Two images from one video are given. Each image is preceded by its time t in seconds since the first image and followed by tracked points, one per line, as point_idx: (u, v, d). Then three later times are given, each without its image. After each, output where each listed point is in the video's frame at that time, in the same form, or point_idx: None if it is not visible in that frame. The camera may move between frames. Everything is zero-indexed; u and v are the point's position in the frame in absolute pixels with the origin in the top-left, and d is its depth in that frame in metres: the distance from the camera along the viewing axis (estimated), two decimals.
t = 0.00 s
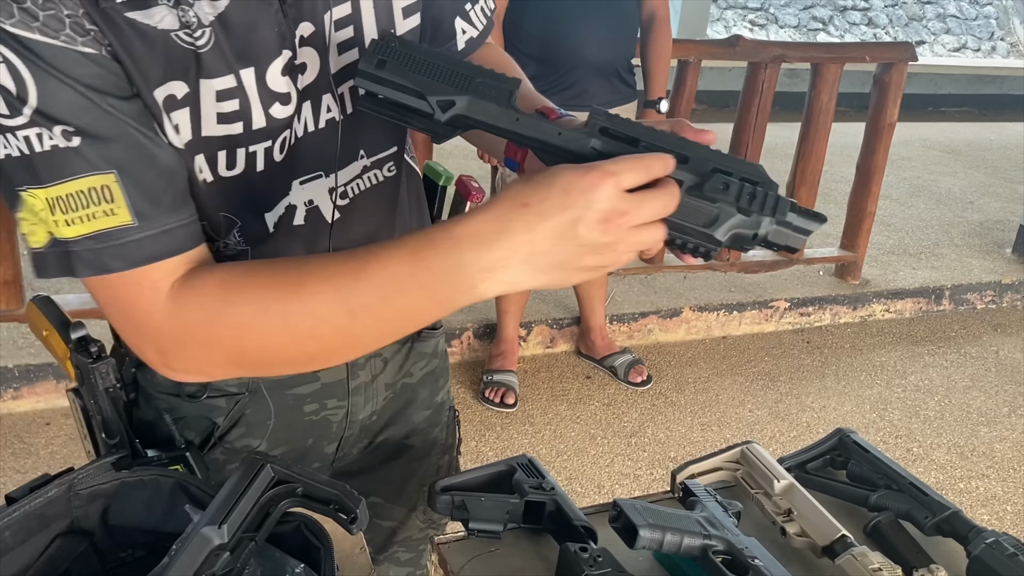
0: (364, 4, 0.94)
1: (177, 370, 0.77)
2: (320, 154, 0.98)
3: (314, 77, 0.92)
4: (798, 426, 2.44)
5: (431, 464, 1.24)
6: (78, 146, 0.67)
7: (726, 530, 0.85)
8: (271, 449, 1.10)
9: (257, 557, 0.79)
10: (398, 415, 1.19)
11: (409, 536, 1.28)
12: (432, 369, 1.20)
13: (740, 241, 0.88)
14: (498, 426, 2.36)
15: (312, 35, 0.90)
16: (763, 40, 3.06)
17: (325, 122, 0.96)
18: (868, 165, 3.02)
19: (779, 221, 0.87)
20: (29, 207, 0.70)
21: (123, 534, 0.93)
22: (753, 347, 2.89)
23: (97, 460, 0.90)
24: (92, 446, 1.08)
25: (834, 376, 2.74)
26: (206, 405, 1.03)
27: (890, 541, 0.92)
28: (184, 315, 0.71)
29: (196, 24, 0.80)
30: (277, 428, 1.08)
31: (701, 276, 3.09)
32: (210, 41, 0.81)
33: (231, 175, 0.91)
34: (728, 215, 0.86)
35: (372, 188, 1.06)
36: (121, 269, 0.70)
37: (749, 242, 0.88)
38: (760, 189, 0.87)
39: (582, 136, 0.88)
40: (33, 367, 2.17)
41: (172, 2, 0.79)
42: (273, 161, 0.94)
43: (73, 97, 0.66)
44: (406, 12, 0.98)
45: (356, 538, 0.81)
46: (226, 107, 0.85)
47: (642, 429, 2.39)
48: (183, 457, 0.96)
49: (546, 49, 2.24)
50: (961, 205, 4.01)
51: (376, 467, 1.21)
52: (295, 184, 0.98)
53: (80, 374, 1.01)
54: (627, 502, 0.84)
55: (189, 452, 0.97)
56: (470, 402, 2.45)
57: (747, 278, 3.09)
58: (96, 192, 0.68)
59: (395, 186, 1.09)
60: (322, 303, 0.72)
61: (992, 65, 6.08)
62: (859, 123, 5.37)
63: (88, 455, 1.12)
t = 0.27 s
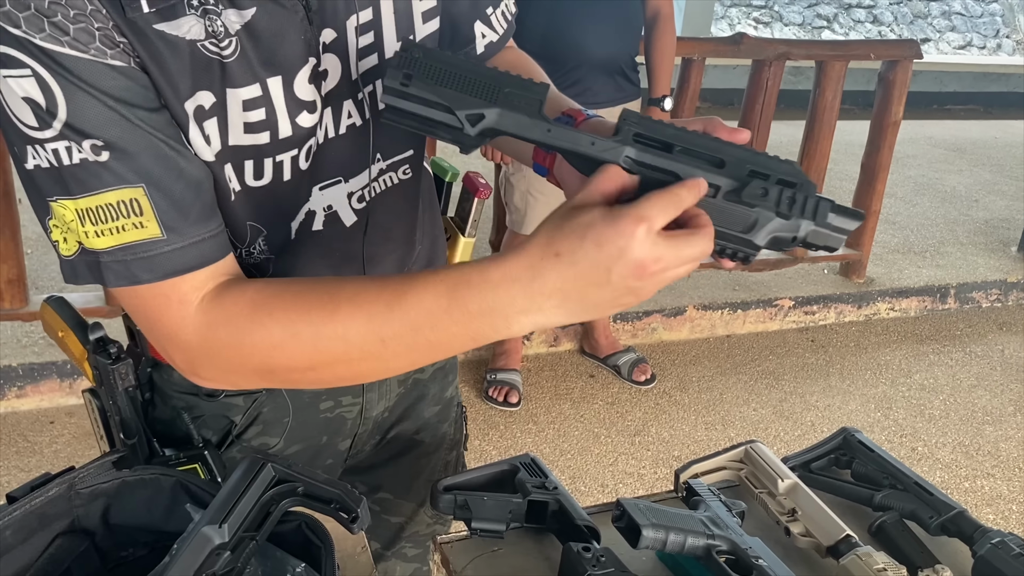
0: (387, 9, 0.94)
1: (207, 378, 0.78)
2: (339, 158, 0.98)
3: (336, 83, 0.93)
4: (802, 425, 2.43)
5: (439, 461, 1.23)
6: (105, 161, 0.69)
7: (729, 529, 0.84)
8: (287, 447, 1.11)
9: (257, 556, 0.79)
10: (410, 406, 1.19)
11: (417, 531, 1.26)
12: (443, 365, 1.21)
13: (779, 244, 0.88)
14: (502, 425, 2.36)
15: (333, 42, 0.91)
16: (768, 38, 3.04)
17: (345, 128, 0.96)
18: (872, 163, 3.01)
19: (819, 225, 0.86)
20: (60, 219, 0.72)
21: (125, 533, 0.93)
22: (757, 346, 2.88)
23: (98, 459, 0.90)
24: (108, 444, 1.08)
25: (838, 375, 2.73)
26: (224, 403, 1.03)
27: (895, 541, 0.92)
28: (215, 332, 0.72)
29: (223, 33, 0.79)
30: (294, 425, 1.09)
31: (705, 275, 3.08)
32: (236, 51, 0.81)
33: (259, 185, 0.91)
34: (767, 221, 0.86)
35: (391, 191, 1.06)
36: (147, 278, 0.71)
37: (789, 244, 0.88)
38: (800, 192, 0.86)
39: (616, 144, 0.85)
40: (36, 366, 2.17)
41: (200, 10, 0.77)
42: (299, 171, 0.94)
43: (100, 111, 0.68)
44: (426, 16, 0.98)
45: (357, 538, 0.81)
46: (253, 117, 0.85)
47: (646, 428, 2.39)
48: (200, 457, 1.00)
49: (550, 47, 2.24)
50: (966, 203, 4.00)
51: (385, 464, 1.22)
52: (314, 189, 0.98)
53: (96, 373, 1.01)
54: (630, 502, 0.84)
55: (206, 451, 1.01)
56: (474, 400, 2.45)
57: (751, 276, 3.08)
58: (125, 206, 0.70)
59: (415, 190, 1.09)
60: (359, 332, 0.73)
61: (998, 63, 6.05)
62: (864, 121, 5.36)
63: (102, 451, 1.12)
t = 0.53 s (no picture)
0: (394, 14, 0.94)
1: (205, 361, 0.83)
2: (348, 165, 0.97)
3: (343, 90, 0.92)
4: (806, 424, 2.43)
5: (445, 461, 1.23)
6: (108, 171, 0.71)
7: (733, 528, 0.84)
8: (292, 447, 1.10)
9: (257, 556, 0.79)
10: (415, 407, 1.19)
11: (422, 531, 1.25)
12: (448, 365, 1.21)
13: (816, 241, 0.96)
14: (505, 424, 2.35)
15: (341, 48, 0.90)
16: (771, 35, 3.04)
17: (355, 136, 0.96)
18: (876, 161, 3.00)
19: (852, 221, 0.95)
20: (49, 218, 0.73)
21: (126, 532, 0.93)
22: (761, 344, 2.88)
23: (100, 458, 0.90)
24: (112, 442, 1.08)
25: (842, 373, 2.72)
26: (228, 402, 1.03)
27: (899, 541, 0.91)
28: (218, 333, 0.77)
29: (224, 40, 0.79)
30: (298, 425, 1.08)
31: (708, 274, 3.06)
32: (239, 57, 0.80)
33: (266, 190, 0.90)
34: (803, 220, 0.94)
35: (401, 200, 1.05)
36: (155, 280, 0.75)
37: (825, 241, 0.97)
38: (833, 190, 0.94)
39: (650, 151, 0.89)
40: (39, 364, 2.17)
41: (202, 17, 0.76)
42: (304, 177, 0.93)
43: (105, 123, 0.70)
44: (438, 23, 0.98)
45: (360, 536, 0.81)
46: (256, 124, 0.84)
47: (649, 427, 2.39)
48: (204, 455, 1.00)
49: (552, 45, 2.23)
50: (970, 201, 3.99)
51: (390, 463, 1.21)
52: (322, 197, 0.97)
53: (100, 371, 1.01)
54: (633, 501, 0.83)
55: (210, 450, 1.01)
56: (477, 399, 2.45)
57: (755, 275, 3.07)
58: (127, 212, 0.73)
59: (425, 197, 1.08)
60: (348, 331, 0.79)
61: (1002, 60, 6.02)
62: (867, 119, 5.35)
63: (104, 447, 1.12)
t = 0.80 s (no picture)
0: (389, 11, 0.93)
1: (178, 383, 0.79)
2: (343, 163, 0.97)
3: (338, 87, 0.93)
4: (808, 422, 2.43)
5: (445, 460, 1.23)
6: (87, 167, 0.69)
7: (735, 527, 0.84)
8: (291, 445, 1.10)
9: (259, 555, 0.78)
10: (415, 407, 1.19)
11: (423, 531, 1.25)
12: (449, 365, 1.20)
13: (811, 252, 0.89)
14: (507, 422, 2.35)
15: (337, 46, 0.90)
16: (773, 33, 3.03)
17: (350, 133, 0.96)
18: (878, 160, 2.99)
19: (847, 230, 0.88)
20: (40, 216, 0.72)
21: (127, 532, 0.93)
22: (763, 343, 2.87)
23: (101, 457, 0.91)
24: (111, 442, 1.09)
25: (844, 371, 2.72)
26: (227, 402, 1.03)
27: (902, 540, 0.91)
28: (190, 341, 0.74)
29: (216, 37, 0.79)
30: (297, 425, 1.09)
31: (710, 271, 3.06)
32: (231, 54, 0.80)
33: (257, 189, 0.91)
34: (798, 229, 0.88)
35: (392, 196, 1.04)
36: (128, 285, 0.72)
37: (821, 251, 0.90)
38: (828, 199, 0.88)
39: (634, 162, 0.85)
40: (41, 363, 2.17)
41: (193, 14, 0.77)
42: (297, 175, 0.93)
43: (85, 116, 0.67)
44: (434, 21, 0.98)
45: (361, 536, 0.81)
46: (247, 121, 0.85)
47: (651, 425, 2.38)
48: (202, 454, 1.00)
49: (553, 43, 2.23)
50: (973, 199, 3.99)
51: (391, 463, 1.21)
52: (318, 195, 0.97)
53: (99, 370, 1.02)
54: (635, 500, 0.83)
55: (209, 449, 1.01)
56: (478, 397, 2.45)
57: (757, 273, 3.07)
58: (101, 211, 0.70)
59: (419, 194, 1.07)
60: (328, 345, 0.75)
61: (1004, 58, 5.99)
62: (869, 116, 5.34)
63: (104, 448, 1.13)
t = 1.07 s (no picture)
0: (384, 6, 0.96)
1: (123, 383, 0.69)
2: (327, 156, 1.00)
3: (329, 80, 0.95)
4: (809, 421, 2.42)
5: (445, 461, 1.22)
6: (52, 109, 0.64)
7: (735, 527, 0.83)
8: (286, 446, 1.11)
9: (257, 556, 0.78)
10: (413, 407, 1.19)
11: (421, 532, 1.25)
12: (447, 365, 1.20)
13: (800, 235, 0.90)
14: (507, 421, 2.35)
15: (328, 38, 0.92)
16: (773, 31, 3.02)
17: (338, 125, 0.99)
18: (879, 158, 2.99)
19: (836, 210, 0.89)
20: None
21: (125, 532, 0.92)
22: (764, 341, 2.87)
23: (98, 458, 0.90)
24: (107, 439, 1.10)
25: (845, 370, 2.71)
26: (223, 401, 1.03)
27: (904, 539, 0.91)
28: (151, 305, 0.65)
29: (209, 19, 0.83)
30: (293, 424, 1.09)
31: (711, 270, 3.06)
32: (221, 37, 0.84)
33: (231, 175, 0.94)
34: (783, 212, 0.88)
35: (380, 190, 1.07)
36: (85, 240, 0.65)
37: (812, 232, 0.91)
38: (812, 179, 0.88)
39: (611, 158, 0.87)
40: (41, 362, 2.17)
41: None
42: (273, 160, 0.96)
43: (51, 56, 0.64)
44: (428, 16, 1.00)
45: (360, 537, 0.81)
46: (229, 103, 0.88)
47: (651, 424, 2.38)
48: (197, 453, 1.00)
49: (553, 42, 2.23)
50: (974, 197, 3.98)
51: (390, 464, 1.21)
52: (300, 186, 1.00)
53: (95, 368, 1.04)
54: (635, 500, 0.83)
55: (203, 448, 1.01)
56: (479, 396, 2.44)
57: (758, 272, 3.07)
58: (61, 155, 0.65)
59: (407, 189, 1.11)
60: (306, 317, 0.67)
61: (1006, 56, 5.96)
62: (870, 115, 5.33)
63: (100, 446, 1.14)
